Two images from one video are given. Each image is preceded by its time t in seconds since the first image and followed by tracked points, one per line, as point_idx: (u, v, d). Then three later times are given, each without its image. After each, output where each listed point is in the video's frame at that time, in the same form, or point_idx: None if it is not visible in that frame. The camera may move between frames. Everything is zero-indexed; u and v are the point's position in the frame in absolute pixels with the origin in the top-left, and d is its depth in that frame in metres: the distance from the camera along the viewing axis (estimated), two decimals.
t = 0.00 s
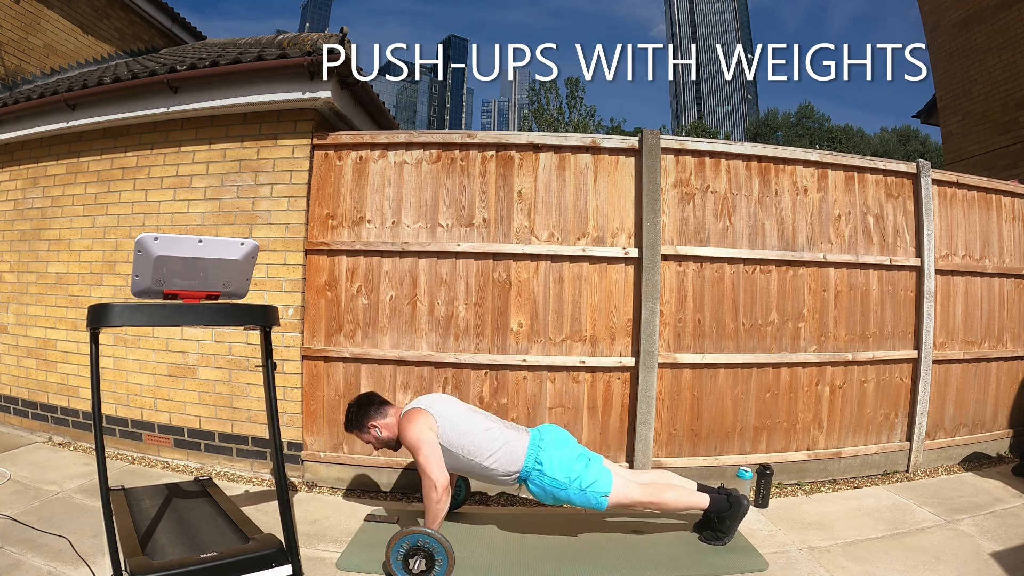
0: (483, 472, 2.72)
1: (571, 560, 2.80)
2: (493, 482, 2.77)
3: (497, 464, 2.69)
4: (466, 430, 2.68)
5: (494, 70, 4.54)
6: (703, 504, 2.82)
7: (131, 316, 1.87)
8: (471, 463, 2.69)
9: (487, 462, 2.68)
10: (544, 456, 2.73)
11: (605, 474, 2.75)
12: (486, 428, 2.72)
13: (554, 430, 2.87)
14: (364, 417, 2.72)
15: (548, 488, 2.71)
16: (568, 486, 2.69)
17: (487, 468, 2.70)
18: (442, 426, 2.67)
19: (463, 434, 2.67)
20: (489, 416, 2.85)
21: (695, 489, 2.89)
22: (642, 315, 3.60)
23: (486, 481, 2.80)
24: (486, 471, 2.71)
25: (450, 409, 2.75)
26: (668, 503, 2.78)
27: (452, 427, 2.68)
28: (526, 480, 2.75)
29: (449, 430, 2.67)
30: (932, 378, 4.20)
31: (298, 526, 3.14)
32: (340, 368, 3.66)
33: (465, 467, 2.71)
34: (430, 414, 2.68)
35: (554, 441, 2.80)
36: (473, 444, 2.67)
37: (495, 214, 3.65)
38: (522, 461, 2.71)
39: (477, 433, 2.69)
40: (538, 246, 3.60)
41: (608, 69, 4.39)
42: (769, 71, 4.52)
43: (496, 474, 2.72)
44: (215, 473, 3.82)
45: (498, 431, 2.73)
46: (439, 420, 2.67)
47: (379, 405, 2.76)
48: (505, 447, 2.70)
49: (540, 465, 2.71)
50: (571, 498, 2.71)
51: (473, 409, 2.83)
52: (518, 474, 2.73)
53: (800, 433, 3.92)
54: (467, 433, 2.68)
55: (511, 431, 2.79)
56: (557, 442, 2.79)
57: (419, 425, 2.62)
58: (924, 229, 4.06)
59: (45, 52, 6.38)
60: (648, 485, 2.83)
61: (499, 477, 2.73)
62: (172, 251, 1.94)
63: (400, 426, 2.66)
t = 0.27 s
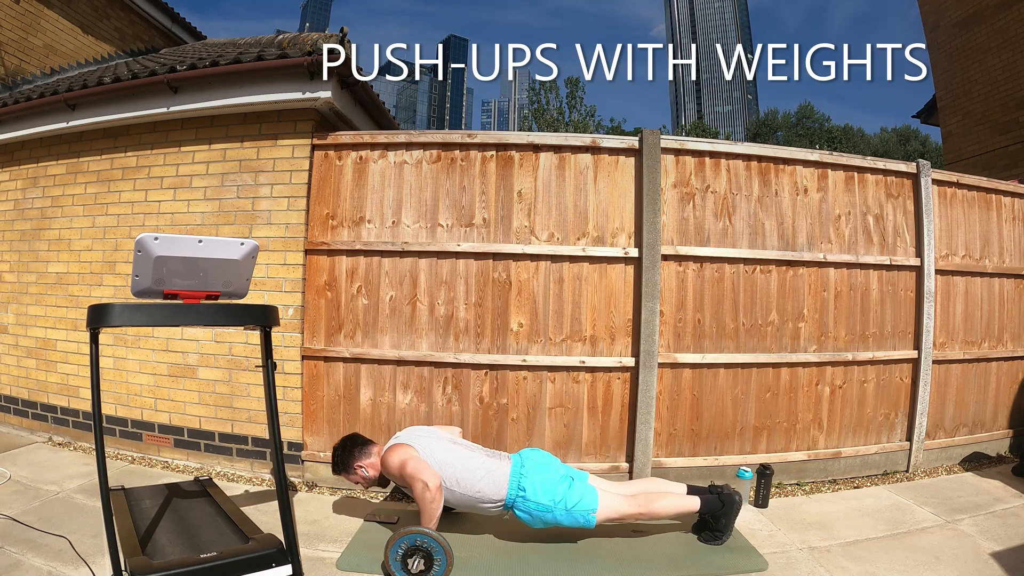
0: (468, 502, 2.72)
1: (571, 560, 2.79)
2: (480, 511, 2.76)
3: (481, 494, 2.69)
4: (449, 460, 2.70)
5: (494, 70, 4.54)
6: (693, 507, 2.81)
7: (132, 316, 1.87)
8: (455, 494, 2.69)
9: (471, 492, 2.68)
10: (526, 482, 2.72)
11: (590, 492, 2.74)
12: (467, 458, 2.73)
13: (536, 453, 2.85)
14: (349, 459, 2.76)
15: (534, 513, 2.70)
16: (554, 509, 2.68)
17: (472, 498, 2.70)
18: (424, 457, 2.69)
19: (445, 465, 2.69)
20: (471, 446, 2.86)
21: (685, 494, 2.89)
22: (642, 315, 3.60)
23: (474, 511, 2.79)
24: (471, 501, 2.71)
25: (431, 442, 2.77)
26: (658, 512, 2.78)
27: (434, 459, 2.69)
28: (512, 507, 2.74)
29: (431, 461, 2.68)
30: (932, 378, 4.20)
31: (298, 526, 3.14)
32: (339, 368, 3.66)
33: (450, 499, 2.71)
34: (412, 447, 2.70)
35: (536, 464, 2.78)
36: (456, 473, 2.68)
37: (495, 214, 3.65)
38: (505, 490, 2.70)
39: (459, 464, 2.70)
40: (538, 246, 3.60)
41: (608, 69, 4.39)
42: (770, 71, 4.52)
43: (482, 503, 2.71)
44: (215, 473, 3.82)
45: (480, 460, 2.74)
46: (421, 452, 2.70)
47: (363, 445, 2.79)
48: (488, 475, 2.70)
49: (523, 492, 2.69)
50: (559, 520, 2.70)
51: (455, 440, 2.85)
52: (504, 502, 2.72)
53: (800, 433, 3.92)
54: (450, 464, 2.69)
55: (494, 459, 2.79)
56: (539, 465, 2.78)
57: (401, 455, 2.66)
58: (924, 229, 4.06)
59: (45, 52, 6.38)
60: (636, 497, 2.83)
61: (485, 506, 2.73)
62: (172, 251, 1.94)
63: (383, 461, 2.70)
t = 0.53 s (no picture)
0: (465, 519, 2.72)
1: (571, 560, 2.79)
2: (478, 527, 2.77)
3: (478, 510, 2.69)
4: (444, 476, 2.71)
5: (494, 70, 4.54)
6: (691, 510, 2.81)
7: (132, 316, 1.87)
8: (452, 513, 2.69)
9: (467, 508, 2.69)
10: (522, 496, 2.73)
11: (585, 502, 2.76)
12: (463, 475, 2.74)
13: (531, 465, 2.84)
14: (346, 486, 2.78)
15: (531, 527, 2.73)
16: (550, 521, 2.71)
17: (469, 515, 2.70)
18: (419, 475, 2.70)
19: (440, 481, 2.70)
20: (466, 463, 2.87)
21: (684, 497, 2.88)
22: (642, 315, 3.60)
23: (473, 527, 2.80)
24: (469, 518, 2.71)
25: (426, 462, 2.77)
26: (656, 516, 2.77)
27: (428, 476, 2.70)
28: (509, 521, 2.76)
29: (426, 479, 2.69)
30: (932, 378, 4.20)
31: (298, 526, 3.14)
32: (339, 368, 3.66)
33: (447, 517, 2.72)
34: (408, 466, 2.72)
35: (531, 478, 2.78)
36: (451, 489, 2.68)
37: (495, 214, 3.65)
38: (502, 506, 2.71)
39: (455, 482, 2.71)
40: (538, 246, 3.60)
41: (607, 69, 4.39)
42: (770, 71, 4.52)
43: (478, 518, 2.71)
44: (215, 473, 3.82)
45: (476, 476, 2.75)
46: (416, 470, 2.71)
47: (358, 471, 2.82)
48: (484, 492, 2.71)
49: (519, 507, 2.70)
50: (556, 531, 2.73)
51: (449, 459, 2.85)
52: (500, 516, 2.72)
53: (800, 433, 3.92)
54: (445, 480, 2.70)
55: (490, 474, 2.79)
56: (534, 478, 2.77)
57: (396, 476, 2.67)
58: (924, 229, 4.06)
59: (45, 52, 6.38)
60: (634, 504, 2.83)
61: (483, 522, 2.74)
62: (172, 251, 1.94)
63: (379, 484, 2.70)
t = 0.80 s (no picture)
0: (467, 496, 2.72)
1: (570, 560, 2.79)
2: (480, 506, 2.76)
3: (482, 488, 2.69)
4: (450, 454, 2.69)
5: (494, 70, 4.54)
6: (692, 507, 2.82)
7: (132, 316, 1.87)
8: (456, 488, 2.68)
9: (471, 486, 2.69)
10: (527, 476, 2.72)
11: (589, 488, 2.74)
12: (470, 453, 2.73)
13: (537, 448, 2.85)
14: (348, 448, 2.75)
15: (534, 508, 2.71)
16: (554, 503, 2.68)
17: (472, 492, 2.70)
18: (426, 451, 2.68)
19: (446, 458, 2.68)
20: (472, 441, 2.86)
21: (685, 492, 2.89)
22: (642, 315, 3.60)
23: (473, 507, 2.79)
24: (472, 496, 2.71)
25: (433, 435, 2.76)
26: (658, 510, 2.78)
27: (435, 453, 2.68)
28: (512, 502, 2.74)
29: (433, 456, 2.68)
30: (932, 378, 4.20)
31: (298, 526, 3.14)
32: (339, 368, 3.66)
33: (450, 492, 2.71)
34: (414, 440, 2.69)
35: (537, 460, 2.78)
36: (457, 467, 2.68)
37: (495, 214, 3.66)
38: (506, 485, 2.70)
39: (461, 458, 2.70)
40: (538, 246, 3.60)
41: (607, 69, 4.39)
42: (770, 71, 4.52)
43: (482, 498, 2.72)
44: (215, 473, 3.82)
45: (482, 455, 2.74)
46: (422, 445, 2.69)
47: (362, 435, 2.79)
48: (490, 470, 2.70)
49: (524, 486, 2.69)
50: (559, 515, 2.70)
51: (456, 435, 2.85)
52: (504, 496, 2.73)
53: (800, 433, 3.92)
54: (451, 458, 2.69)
55: (495, 453, 2.79)
56: (539, 460, 2.77)
57: (404, 448, 2.64)
58: (924, 229, 4.06)
59: (45, 52, 6.38)
60: (636, 495, 2.83)
61: (484, 500, 2.73)
62: (172, 251, 1.94)
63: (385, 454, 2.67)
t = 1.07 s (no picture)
0: (478, 450, 2.73)
1: (571, 560, 2.79)
2: (487, 459, 2.78)
3: (497, 447, 2.70)
4: (471, 408, 2.68)
5: (494, 70, 4.54)
6: (697, 502, 2.81)
7: (132, 316, 1.87)
8: (470, 439, 2.69)
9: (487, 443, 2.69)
10: (544, 440, 2.73)
11: (602, 464, 2.75)
12: (488, 411, 2.71)
13: (555, 417, 2.86)
14: (367, 377, 2.69)
15: (546, 473, 2.71)
16: (566, 471, 2.69)
17: (483, 447, 2.71)
18: (448, 403, 2.64)
19: (466, 413, 2.67)
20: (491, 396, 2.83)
21: (690, 486, 2.89)
22: (642, 315, 3.60)
23: (481, 460, 2.81)
24: (482, 450, 2.73)
25: (456, 385, 2.72)
26: (664, 498, 2.76)
27: (456, 404, 2.66)
28: (525, 464, 2.75)
29: (454, 407, 2.65)
30: (932, 378, 4.20)
31: (298, 526, 3.14)
32: (339, 368, 3.66)
33: (462, 441, 2.72)
34: (437, 389, 2.65)
35: (555, 427, 2.79)
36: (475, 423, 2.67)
37: (495, 214, 3.66)
38: (520, 445, 2.71)
39: (479, 414, 2.68)
40: (538, 246, 3.60)
41: (607, 69, 4.39)
42: (770, 72, 4.53)
43: (495, 456, 2.74)
44: (215, 473, 3.82)
45: (499, 415, 2.72)
46: (445, 396, 2.65)
47: (384, 368, 2.73)
48: (505, 431, 2.70)
49: (540, 448, 2.70)
50: (568, 485, 2.71)
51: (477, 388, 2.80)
52: (517, 457, 2.74)
53: (800, 433, 3.92)
54: (471, 412, 2.67)
55: (513, 414, 2.79)
56: (557, 428, 2.79)
57: (425, 400, 2.57)
58: (924, 229, 4.06)
59: (45, 52, 6.38)
60: (644, 479, 2.81)
61: (497, 457, 2.75)
62: (173, 251, 1.94)
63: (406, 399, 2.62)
